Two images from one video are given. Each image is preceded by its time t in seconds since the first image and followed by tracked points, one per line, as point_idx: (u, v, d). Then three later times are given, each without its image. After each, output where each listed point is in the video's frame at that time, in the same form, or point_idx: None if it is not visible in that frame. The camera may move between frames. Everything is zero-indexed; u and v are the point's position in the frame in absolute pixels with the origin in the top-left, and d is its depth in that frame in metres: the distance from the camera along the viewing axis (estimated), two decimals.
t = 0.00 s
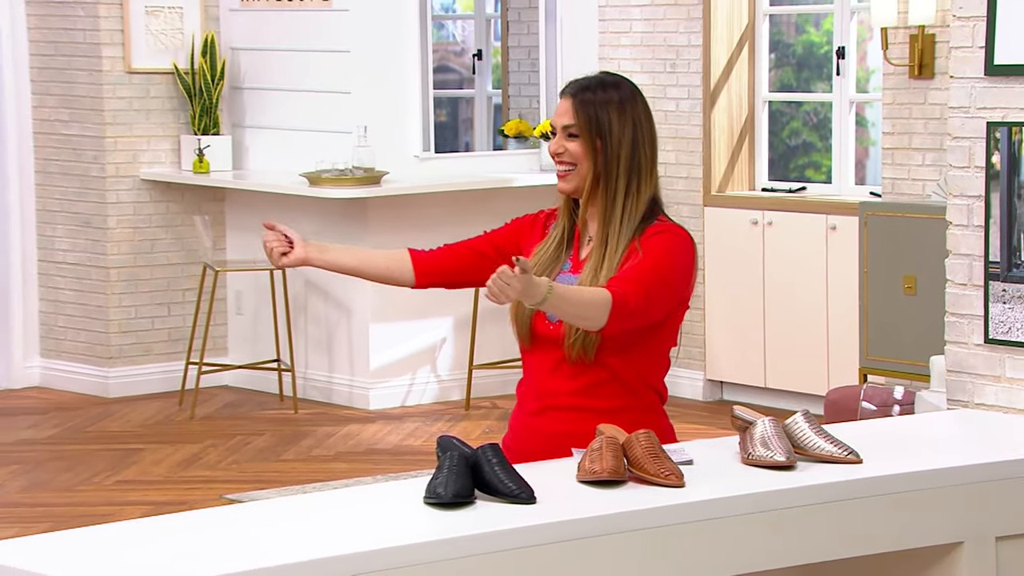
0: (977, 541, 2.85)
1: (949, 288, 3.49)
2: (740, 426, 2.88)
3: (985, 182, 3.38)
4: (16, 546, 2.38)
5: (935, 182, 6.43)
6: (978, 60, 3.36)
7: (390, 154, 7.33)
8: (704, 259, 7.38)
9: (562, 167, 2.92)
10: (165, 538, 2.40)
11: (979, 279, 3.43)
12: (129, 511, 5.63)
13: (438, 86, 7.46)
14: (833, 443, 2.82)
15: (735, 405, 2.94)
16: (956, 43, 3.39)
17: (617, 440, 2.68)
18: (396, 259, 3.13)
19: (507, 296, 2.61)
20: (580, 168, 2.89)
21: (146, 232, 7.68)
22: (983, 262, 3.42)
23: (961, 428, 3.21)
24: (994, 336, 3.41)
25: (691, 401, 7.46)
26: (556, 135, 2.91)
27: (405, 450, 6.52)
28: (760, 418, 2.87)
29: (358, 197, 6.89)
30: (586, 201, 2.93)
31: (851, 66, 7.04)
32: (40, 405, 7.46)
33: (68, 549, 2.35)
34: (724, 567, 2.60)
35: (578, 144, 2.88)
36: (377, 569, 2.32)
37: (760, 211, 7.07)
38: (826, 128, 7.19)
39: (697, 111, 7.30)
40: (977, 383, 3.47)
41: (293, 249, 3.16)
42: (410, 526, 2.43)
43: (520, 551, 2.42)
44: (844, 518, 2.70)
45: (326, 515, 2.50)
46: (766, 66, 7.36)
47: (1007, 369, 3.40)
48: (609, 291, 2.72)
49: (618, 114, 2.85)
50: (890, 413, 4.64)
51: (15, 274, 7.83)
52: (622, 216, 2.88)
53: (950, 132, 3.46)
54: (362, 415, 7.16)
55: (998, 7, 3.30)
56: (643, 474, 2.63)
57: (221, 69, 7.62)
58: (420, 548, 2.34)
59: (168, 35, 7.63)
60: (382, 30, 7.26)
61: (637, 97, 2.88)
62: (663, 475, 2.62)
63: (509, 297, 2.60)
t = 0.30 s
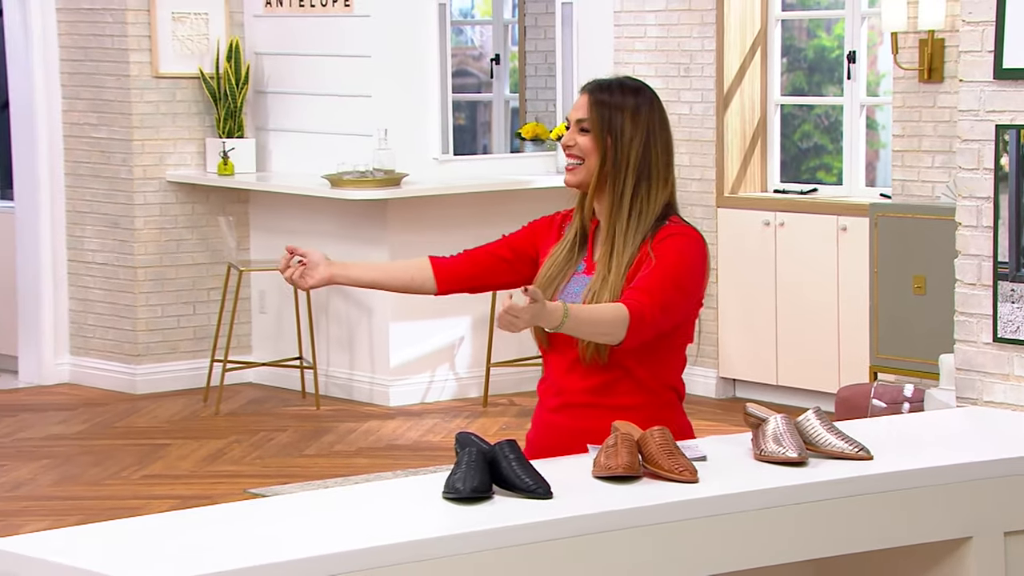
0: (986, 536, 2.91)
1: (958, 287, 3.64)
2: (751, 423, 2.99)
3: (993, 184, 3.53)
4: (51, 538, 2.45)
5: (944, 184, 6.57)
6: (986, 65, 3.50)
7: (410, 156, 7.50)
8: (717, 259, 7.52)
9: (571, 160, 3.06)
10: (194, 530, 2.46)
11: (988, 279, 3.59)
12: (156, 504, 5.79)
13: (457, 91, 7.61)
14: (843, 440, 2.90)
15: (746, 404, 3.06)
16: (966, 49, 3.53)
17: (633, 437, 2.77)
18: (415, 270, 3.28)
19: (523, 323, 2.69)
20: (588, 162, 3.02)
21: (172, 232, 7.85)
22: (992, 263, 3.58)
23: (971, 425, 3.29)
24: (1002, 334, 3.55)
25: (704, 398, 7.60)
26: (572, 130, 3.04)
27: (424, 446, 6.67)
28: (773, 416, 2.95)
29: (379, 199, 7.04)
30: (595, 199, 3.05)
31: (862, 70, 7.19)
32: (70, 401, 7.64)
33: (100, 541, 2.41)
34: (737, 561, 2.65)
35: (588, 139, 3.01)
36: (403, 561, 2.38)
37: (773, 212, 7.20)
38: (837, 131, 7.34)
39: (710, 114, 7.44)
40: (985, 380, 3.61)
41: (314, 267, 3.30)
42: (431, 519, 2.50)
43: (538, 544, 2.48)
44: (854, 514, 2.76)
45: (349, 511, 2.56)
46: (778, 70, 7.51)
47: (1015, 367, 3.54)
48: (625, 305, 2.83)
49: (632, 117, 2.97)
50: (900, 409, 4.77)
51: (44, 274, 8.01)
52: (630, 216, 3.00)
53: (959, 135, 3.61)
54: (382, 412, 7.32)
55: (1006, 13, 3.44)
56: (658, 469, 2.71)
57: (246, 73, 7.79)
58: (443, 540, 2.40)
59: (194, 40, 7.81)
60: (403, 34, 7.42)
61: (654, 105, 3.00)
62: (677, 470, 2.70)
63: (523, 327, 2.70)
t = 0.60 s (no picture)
0: (990, 532, 2.95)
1: (965, 287, 3.77)
2: (763, 420, 3.00)
3: (999, 186, 3.68)
4: (78, 534, 2.48)
5: (951, 186, 6.69)
6: (992, 68, 3.65)
7: (427, 157, 7.66)
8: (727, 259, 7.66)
9: (581, 169, 3.11)
10: (221, 525, 2.50)
11: (994, 279, 3.73)
12: (180, 498, 5.95)
13: (472, 94, 7.76)
14: (851, 437, 2.93)
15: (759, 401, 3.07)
16: (973, 52, 3.68)
17: (645, 434, 2.81)
18: (435, 269, 3.37)
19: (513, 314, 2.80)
20: (597, 169, 3.07)
21: (195, 233, 8.01)
22: (998, 263, 3.72)
23: (978, 419, 3.34)
24: (1009, 333, 3.69)
25: (715, 395, 7.75)
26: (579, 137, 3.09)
27: (440, 442, 6.83)
28: (783, 413, 2.98)
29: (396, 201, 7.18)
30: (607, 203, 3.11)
31: (870, 74, 7.33)
32: (96, 397, 7.82)
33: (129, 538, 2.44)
34: (747, 555, 2.70)
35: (595, 146, 3.05)
36: (424, 555, 2.43)
37: (782, 213, 7.35)
38: (846, 134, 7.48)
39: (721, 117, 7.58)
40: (992, 379, 3.74)
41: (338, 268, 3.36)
42: (448, 514, 2.54)
43: (554, 538, 2.52)
44: (864, 510, 2.80)
45: (370, 508, 2.59)
46: (788, 74, 7.65)
47: (1021, 365, 3.68)
48: (625, 297, 2.90)
49: (638, 121, 3.02)
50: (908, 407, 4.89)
51: (72, 274, 8.19)
52: (640, 219, 3.05)
53: (965, 138, 3.77)
54: (400, 408, 7.47)
55: (1011, 16, 3.59)
56: (669, 465, 2.74)
57: (266, 78, 7.97)
58: (464, 535, 2.45)
59: (217, 45, 7.97)
60: (421, 38, 7.59)
61: (660, 106, 3.04)
62: (688, 466, 2.73)
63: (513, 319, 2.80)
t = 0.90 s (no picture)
0: (990, 528, 2.94)
1: (964, 287, 3.74)
2: (764, 417, 3.02)
3: (998, 187, 3.65)
4: (101, 530, 2.42)
5: (949, 188, 6.82)
6: (991, 71, 3.62)
7: (436, 159, 7.80)
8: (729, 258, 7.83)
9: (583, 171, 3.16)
10: (239, 521, 2.45)
11: (992, 278, 3.69)
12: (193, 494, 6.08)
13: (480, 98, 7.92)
14: (852, 433, 2.92)
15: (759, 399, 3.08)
16: (971, 56, 3.65)
17: (649, 431, 2.80)
18: (440, 264, 3.42)
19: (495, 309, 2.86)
20: (599, 172, 3.12)
21: (209, 234, 8.18)
22: (996, 263, 3.68)
23: (977, 416, 3.35)
24: (1007, 332, 3.65)
25: (718, 393, 7.90)
26: (581, 142, 3.14)
27: (449, 438, 6.97)
28: (785, 410, 2.97)
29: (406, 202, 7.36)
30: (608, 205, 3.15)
31: (870, 78, 7.47)
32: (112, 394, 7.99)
33: (151, 532, 2.39)
34: (748, 550, 2.68)
35: (597, 150, 3.10)
36: (432, 549, 2.40)
37: (783, 214, 7.51)
38: (846, 137, 7.62)
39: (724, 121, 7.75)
40: (989, 376, 3.68)
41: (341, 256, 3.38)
42: (455, 508, 2.52)
43: (559, 533, 2.50)
44: (864, 505, 2.79)
45: (384, 505, 2.55)
46: (790, 78, 7.81)
47: (1019, 364, 3.64)
48: (614, 292, 2.93)
49: (638, 125, 3.07)
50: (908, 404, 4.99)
51: (89, 274, 8.37)
52: (640, 221, 3.09)
53: (964, 138, 3.72)
54: (409, 406, 7.61)
55: (1010, 19, 3.55)
56: (673, 462, 2.74)
57: (279, 82, 8.14)
58: (470, 529, 2.42)
59: (231, 50, 8.14)
60: (430, 42, 7.74)
61: (660, 110, 3.09)
62: (692, 463, 2.73)
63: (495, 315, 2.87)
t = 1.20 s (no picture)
0: (989, 526, 2.96)
1: (964, 287, 3.71)
2: (766, 417, 3.06)
3: (998, 188, 3.61)
4: (108, 528, 2.45)
5: (950, 188, 6.83)
6: (991, 72, 3.58)
7: (437, 159, 7.83)
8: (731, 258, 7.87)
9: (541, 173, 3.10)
10: (245, 520, 2.48)
11: (993, 278, 3.66)
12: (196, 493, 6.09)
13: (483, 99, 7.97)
14: (854, 433, 2.94)
15: (761, 399, 3.11)
16: (972, 57, 3.62)
17: (650, 430, 2.83)
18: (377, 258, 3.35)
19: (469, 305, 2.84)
20: (562, 176, 3.07)
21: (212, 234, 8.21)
22: (997, 263, 3.65)
23: (977, 416, 3.37)
24: (1008, 332, 3.61)
25: (719, 392, 7.93)
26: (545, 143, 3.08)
27: (451, 437, 7.00)
28: (786, 410, 3.00)
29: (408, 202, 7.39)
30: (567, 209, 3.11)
31: (870, 79, 7.49)
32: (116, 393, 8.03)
33: (159, 530, 2.42)
34: (748, 549, 2.71)
35: (564, 153, 3.06)
36: (429, 548, 2.42)
37: (784, 215, 7.55)
38: (848, 137, 7.65)
39: (726, 122, 7.80)
40: (990, 376, 3.66)
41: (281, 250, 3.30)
42: (455, 507, 2.55)
43: (559, 533, 2.52)
44: (864, 504, 2.81)
45: (387, 504, 2.57)
46: (791, 79, 7.84)
47: (1019, 363, 3.61)
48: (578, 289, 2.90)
49: (607, 130, 3.04)
50: (908, 403, 5.01)
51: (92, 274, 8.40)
52: (603, 224, 3.06)
53: (964, 139, 3.69)
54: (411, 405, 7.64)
55: (1010, 21, 3.52)
56: (674, 461, 2.77)
57: (282, 82, 8.16)
58: (470, 529, 2.45)
59: (234, 51, 8.18)
60: (432, 43, 7.77)
61: (625, 116, 3.08)
62: (693, 462, 2.76)
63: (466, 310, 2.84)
